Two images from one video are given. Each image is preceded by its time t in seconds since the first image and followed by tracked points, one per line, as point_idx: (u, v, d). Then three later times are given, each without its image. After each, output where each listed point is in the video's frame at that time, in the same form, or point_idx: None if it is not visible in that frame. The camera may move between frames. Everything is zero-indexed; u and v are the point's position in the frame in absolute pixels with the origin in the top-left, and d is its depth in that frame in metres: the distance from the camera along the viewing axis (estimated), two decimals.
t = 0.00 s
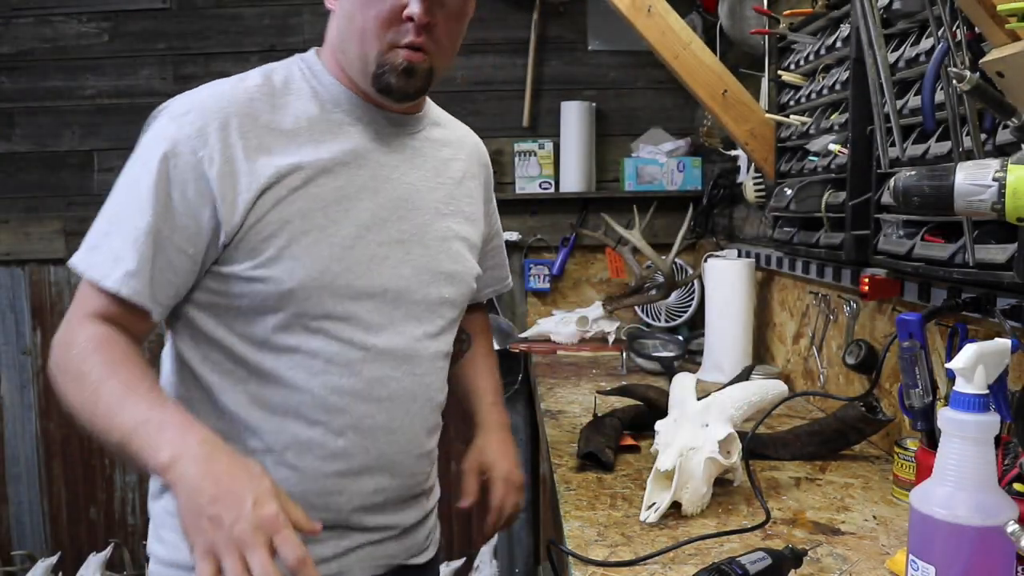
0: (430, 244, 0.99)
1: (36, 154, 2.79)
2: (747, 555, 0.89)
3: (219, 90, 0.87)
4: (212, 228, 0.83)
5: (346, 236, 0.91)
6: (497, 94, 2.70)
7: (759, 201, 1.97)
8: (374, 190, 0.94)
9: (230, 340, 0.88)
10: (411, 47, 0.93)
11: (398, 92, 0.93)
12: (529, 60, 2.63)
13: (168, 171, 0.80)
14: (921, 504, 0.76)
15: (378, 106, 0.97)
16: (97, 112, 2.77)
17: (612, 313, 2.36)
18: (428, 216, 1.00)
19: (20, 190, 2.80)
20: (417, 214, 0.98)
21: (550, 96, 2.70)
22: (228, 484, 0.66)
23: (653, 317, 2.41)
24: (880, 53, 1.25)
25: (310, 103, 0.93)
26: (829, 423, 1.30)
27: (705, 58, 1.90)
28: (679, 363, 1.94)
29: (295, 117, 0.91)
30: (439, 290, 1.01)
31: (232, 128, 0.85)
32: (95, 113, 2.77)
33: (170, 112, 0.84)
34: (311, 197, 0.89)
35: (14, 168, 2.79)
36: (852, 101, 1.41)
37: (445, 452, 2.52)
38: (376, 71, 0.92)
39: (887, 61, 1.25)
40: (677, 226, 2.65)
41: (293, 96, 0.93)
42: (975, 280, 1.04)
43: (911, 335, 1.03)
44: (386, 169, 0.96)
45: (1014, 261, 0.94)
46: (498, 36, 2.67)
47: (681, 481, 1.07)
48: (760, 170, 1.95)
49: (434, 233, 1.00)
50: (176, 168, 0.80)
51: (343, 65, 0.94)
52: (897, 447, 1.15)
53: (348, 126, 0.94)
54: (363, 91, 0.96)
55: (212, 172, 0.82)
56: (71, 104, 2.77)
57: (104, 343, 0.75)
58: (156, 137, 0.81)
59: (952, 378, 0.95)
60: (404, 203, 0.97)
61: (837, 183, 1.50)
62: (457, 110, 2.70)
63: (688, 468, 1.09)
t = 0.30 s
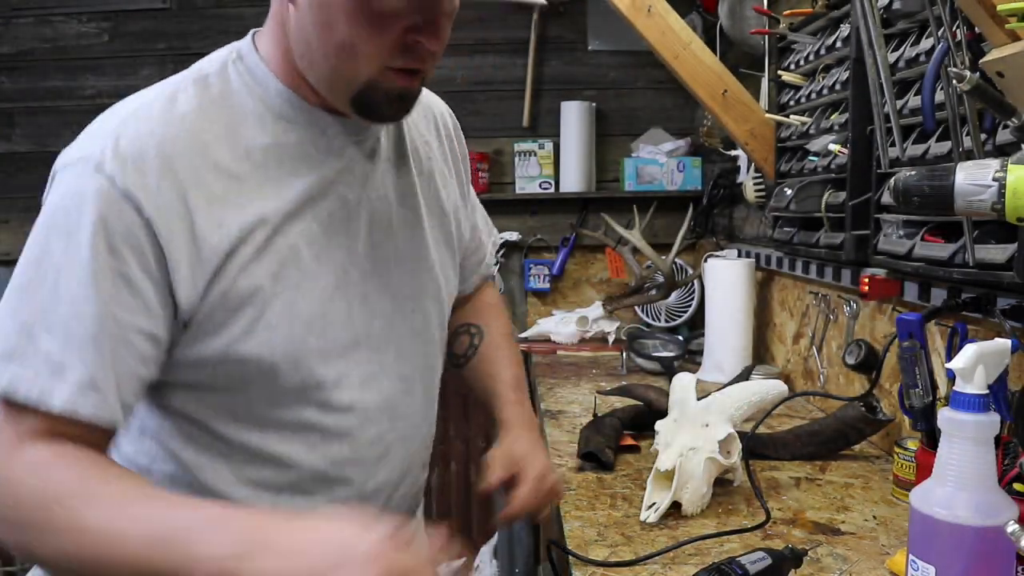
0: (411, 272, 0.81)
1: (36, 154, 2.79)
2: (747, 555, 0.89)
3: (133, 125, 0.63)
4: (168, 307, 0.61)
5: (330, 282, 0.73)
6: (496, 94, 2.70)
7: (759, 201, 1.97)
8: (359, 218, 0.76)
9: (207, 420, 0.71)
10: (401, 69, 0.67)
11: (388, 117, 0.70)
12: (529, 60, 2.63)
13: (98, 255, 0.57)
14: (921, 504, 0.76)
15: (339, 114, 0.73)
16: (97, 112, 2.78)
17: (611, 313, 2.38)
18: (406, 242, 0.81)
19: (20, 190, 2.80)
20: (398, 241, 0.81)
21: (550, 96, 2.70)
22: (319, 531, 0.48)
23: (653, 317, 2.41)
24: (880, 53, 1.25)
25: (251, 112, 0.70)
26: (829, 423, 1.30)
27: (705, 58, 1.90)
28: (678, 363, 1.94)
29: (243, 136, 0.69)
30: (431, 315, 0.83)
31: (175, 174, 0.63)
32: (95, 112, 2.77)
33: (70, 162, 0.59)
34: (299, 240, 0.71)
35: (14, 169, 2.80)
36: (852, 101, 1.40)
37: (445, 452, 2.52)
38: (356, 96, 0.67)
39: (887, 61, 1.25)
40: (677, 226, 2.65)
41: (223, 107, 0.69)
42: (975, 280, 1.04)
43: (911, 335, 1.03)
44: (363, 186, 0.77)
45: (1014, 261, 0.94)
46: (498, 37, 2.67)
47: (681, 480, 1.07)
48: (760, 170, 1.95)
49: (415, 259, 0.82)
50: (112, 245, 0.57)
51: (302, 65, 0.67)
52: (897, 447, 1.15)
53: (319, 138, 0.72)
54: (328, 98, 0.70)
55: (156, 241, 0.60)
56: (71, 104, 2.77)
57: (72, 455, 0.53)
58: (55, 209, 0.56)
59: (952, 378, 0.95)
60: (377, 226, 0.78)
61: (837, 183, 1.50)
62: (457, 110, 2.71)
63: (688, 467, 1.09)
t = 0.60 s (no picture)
0: (451, 335, 0.79)
1: (36, 154, 2.80)
2: (748, 555, 0.89)
3: (210, 185, 0.59)
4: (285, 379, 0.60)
5: (376, 348, 0.71)
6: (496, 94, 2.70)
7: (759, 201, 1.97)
8: (401, 284, 0.73)
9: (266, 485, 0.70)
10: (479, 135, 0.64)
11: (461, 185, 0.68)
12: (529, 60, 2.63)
13: (236, 322, 0.55)
14: (921, 503, 0.76)
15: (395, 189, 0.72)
16: (97, 112, 2.78)
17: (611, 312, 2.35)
18: (440, 305, 0.78)
19: (21, 190, 2.80)
20: (433, 304, 0.77)
21: (550, 96, 2.70)
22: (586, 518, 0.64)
23: (653, 317, 2.41)
24: (880, 53, 1.25)
25: (304, 171, 0.67)
26: (829, 423, 1.30)
27: (705, 58, 1.90)
28: (678, 363, 1.94)
29: (299, 198, 0.66)
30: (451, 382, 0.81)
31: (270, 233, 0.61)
32: (95, 112, 2.77)
33: (149, 231, 0.55)
34: (355, 307, 0.69)
35: (14, 168, 2.80)
36: (852, 100, 1.41)
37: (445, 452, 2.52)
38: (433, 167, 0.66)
39: (887, 62, 1.25)
40: (677, 226, 2.65)
41: (275, 163, 0.65)
42: (975, 280, 1.04)
43: (911, 335, 1.03)
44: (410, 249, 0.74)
45: (1014, 261, 0.94)
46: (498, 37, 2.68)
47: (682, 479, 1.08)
48: (760, 170, 1.95)
49: (450, 326, 0.79)
50: (242, 314, 0.56)
51: (372, 144, 0.65)
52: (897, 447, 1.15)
53: (361, 207, 0.69)
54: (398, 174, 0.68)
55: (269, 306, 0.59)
56: (71, 104, 2.77)
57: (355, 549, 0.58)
58: (169, 279, 0.53)
59: (952, 377, 0.95)
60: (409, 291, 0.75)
61: (837, 183, 1.50)
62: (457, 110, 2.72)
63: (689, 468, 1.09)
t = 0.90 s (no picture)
0: (556, 396, 0.81)
1: (36, 154, 2.79)
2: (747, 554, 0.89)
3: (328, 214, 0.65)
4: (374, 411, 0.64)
5: (463, 398, 0.73)
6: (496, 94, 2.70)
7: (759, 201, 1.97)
8: (492, 358, 0.74)
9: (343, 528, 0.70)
10: (584, 208, 0.63)
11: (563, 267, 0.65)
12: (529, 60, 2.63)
13: (337, 341, 0.61)
14: (920, 503, 0.77)
15: (497, 271, 0.72)
16: (96, 111, 2.78)
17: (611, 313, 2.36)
18: (528, 383, 0.77)
19: (20, 190, 2.80)
20: (522, 376, 0.76)
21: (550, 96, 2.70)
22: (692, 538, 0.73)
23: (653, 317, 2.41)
24: (880, 53, 1.25)
25: (422, 218, 0.71)
26: (829, 423, 1.30)
27: (705, 58, 1.90)
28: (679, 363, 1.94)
29: (410, 243, 0.69)
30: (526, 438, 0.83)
31: (379, 265, 0.65)
32: (95, 112, 2.77)
33: (271, 248, 0.62)
34: (449, 363, 0.71)
35: (14, 168, 2.80)
36: (852, 101, 1.41)
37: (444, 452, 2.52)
38: (528, 244, 0.64)
39: (887, 62, 1.25)
40: (677, 225, 2.65)
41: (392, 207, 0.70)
42: (975, 280, 1.04)
43: (911, 335, 1.03)
44: (505, 339, 0.73)
45: (1014, 261, 0.94)
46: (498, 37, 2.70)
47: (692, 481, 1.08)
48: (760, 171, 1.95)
49: (547, 392, 0.79)
50: (336, 337, 0.61)
51: (478, 215, 0.66)
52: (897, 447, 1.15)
53: (463, 275, 0.71)
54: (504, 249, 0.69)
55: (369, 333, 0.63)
56: (71, 104, 2.77)
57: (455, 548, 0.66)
58: (284, 294, 0.59)
59: (951, 377, 0.95)
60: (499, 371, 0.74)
61: (837, 183, 1.50)
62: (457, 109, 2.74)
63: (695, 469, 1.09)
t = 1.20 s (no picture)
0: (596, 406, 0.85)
1: (36, 154, 2.79)
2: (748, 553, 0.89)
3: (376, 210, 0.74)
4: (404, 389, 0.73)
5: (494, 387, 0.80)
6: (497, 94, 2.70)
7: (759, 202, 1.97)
8: (526, 352, 0.80)
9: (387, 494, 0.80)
10: (595, 175, 0.71)
11: (573, 238, 0.71)
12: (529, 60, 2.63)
13: (369, 333, 0.69)
14: (920, 503, 0.77)
15: (534, 264, 0.79)
16: (96, 112, 2.78)
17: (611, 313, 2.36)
18: (568, 382, 0.84)
19: (20, 190, 2.80)
20: (559, 371, 0.83)
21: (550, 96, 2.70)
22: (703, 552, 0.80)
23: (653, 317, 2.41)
24: (880, 53, 1.25)
25: (464, 214, 0.80)
26: (829, 423, 1.30)
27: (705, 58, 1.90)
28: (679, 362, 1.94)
29: (449, 241, 0.78)
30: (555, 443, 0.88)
31: (415, 259, 0.74)
32: (95, 112, 2.77)
33: (320, 243, 0.71)
34: (478, 353, 0.78)
35: (14, 168, 2.80)
36: (852, 100, 1.41)
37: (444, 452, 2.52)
38: (543, 208, 0.72)
39: (887, 62, 1.25)
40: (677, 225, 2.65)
41: (439, 202, 0.80)
42: (975, 280, 1.04)
43: (911, 335, 1.03)
44: (545, 334, 0.81)
45: (1014, 261, 0.94)
46: (498, 36, 2.70)
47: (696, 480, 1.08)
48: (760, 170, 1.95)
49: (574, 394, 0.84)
50: (372, 324, 0.69)
51: (507, 195, 0.76)
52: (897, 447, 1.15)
53: (499, 272, 0.79)
54: (527, 233, 0.77)
55: (402, 324, 0.72)
56: (71, 104, 2.77)
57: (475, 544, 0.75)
58: (328, 287, 0.69)
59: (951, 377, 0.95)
60: (537, 363, 0.81)
61: (837, 183, 1.50)
62: (457, 110, 2.74)
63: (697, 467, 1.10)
